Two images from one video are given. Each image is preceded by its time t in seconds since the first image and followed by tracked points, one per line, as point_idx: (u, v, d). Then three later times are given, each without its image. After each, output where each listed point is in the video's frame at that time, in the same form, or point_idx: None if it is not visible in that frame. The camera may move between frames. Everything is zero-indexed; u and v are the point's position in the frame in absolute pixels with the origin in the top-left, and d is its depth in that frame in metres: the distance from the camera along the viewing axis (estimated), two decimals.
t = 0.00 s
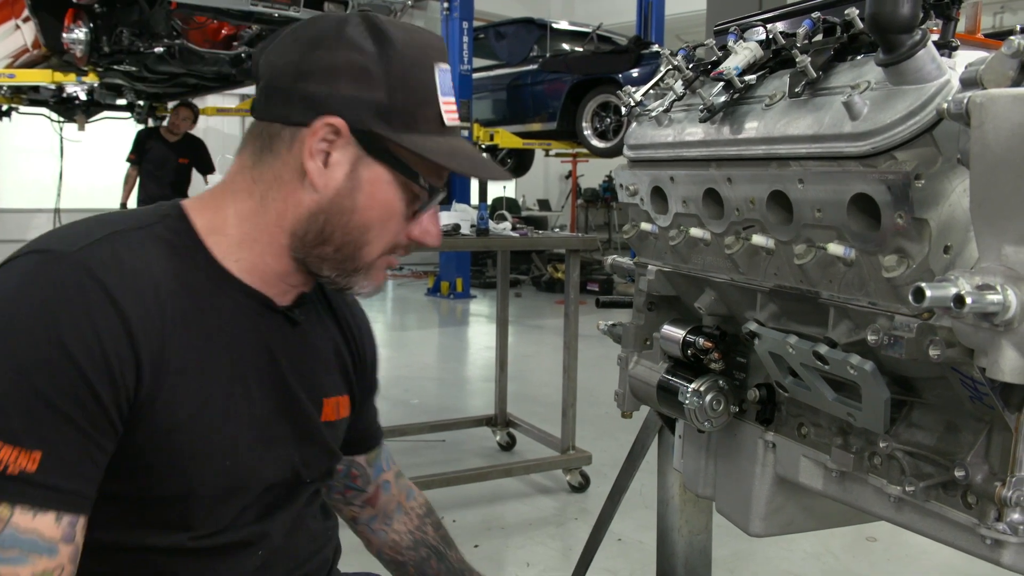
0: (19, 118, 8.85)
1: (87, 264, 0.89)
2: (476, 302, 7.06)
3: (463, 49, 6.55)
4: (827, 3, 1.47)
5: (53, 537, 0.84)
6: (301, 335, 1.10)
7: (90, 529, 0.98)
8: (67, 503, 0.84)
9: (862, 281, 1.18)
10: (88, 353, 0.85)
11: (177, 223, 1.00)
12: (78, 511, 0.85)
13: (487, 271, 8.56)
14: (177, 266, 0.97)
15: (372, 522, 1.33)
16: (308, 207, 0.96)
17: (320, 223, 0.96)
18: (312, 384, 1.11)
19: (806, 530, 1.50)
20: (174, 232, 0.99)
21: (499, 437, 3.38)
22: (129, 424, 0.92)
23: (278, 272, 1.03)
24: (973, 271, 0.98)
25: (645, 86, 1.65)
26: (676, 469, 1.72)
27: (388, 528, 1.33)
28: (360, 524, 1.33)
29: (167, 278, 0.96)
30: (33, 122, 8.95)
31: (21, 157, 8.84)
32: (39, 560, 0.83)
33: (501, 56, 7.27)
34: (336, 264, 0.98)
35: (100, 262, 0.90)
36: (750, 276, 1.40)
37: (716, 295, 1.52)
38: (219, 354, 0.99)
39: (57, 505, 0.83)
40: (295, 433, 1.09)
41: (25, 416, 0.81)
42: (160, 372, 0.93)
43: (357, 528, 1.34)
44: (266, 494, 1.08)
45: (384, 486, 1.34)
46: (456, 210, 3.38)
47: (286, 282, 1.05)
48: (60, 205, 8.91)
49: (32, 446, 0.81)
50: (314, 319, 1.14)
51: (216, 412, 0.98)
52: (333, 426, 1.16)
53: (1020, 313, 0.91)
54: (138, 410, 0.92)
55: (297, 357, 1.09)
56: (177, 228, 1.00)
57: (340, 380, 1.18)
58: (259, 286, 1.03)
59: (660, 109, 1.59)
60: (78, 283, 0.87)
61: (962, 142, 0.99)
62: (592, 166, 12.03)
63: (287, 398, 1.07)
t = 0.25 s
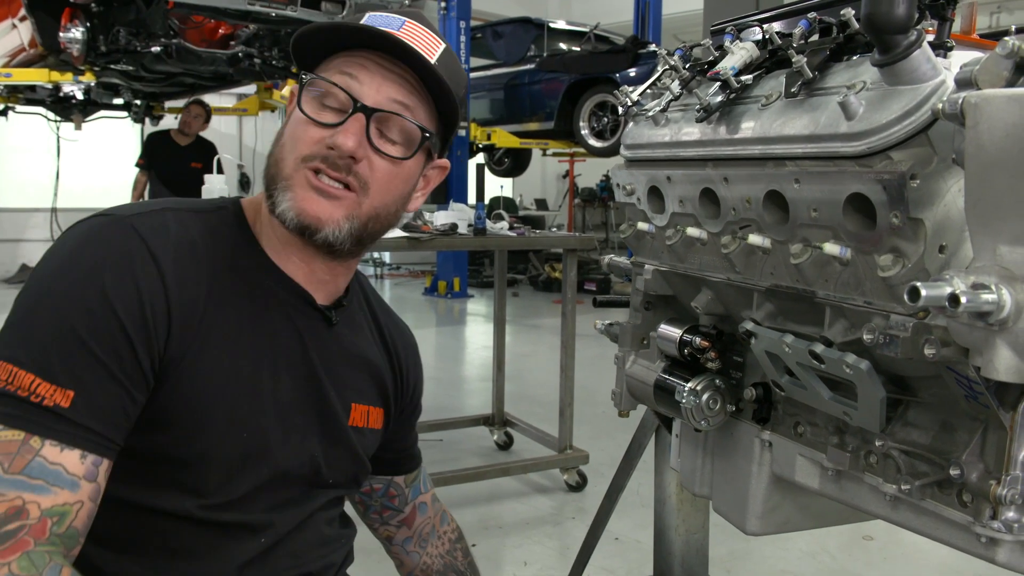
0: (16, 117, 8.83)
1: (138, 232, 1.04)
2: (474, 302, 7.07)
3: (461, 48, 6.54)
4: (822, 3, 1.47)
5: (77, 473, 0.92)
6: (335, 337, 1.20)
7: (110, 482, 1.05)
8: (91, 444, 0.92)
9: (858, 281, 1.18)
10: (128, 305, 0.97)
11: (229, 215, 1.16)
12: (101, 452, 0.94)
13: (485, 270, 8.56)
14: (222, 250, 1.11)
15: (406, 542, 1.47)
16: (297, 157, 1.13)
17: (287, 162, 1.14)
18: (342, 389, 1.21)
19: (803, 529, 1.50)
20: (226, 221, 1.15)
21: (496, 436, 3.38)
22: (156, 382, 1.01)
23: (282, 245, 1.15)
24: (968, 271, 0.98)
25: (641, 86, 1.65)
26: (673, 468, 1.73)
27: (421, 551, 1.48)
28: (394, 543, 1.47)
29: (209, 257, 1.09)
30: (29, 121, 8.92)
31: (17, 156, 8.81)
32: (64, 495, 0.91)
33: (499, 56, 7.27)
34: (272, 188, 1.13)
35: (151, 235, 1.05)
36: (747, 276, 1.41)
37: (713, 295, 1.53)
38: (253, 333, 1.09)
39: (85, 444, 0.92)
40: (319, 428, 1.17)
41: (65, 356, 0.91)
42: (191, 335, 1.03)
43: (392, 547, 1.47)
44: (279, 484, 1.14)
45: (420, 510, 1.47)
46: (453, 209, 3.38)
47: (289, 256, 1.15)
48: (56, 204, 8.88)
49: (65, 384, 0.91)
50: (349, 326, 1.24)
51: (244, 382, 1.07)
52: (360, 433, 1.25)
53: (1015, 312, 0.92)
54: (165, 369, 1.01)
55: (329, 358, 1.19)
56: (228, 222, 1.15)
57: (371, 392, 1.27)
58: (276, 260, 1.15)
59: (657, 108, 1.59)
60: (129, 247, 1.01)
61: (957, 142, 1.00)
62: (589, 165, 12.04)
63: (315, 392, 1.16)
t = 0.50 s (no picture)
0: (14, 116, 8.83)
1: (146, 227, 1.04)
2: (472, 302, 7.07)
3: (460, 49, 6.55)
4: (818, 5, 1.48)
5: (82, 464, 0.93)
6: (344, 341, 1.21)
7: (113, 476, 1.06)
8: (95, 438, 0.93)
9: (855, 282, 1.18)
10: (135, 299, 0.98)
11: (238, 216, 1.17)
12: (106, 446, 0.94)
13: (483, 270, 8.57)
14: (228, 249, 1.11)
15: (408, 544, 1.47)
16: (314, 165, 1.13)
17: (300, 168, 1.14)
18: (347, 390, 1.21)
19: (800, 530, 1.51)
20: (233, 220, 1.15)
21: (494, 436, 3.39)
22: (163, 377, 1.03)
23: (293, 249, 1.16)
24: (964, 272, 0.99)
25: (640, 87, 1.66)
26: (670, 469, 1.73)
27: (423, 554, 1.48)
28: (397, 546, 1.47)
29: (216, 256, 1.09)
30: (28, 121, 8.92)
31: (16, 156, 8.81)
32: (67, 486, 0.92)
33: (498, 56, 7.27)
34: (287, 194, 1.13)
35: (160, 232, 1.05)
36: (744, 277, 1.41)
37: (710, 296, 1.53)
38: (260, 332, 1.10)
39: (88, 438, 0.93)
40: (323, 430, 1.17)
41: (72, 348, 0.92)
42: (199, 331, 1.04)
43: (394, 549, 1.48)
44: (281, 483, 1.14)
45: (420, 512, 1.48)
46: (452, 209, 3.39)
47: (299, 259, 1.16)
48: (55, 204, 8.88)
49: (74, 376, 0.92)
50: (358, 329, 1.25)
51: (248, 380, 1.07)
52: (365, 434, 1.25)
53: (1011, 313, 0.92)
54: (172, 364, 1.02)
55: (337, 359, 1.19)
56: (237, 222, 1.15)
57: (377, 395, 1.27)
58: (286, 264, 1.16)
59: (655, 109, 1.59)
60: (137, 242, 1.02)
61: (954, 144, 1.00)
62: (588, 166, 12.05)
63: (320, 392, 1.16)
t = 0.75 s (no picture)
0: (13, 117, 8.82)
1: (140, 231, 1.04)
2: (471, 302, 7.07)
3: (459, 49, 6.55)
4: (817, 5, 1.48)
5: (76, 473, 0.92)
6: (339, 341, 1.21)
7: (109, 481, 1.06)
8: (89, 446, 0.93)
9: (853, 282, 1.18)
10: (129, 304, 0.98)
11: (231, 216, 1.17)
12: (102, 454, 0.94)
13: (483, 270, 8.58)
14: (222, 251, 1.11)
15: (404, 539, 1.47)
16: (310, 165, 1.13)
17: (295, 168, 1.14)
18: (343, 391, 1.21)
19: (799, 529, 1.51)
20: (226, 222, 1.15)
21: (494, 436, 3.39)
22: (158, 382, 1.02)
23: (288, 250, 1.15)
24: (963, 271, 0.99)
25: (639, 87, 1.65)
26: (669, 468, 1.73)
27: (420, 547, 1.48)
28: (393, 540, 1.47)
29: (210, 258, 1.09)
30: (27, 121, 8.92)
31: (14, 156, 8.80)
32: (62, 495, 0.92)
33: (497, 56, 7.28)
34: (283, 194, 1.13)
35: (154, 236, 1.05)
36: (744, 276, 1.41)
37: (709, 295, 1.53)
38: (254, 334, 1.10)
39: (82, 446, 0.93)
40: (320, 430, 1.17)
41: (65, 353, 0.92)
42: (194, 334, 1.04)
43: (391, 543, 1.48)
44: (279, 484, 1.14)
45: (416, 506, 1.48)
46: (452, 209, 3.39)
47: (294, 259, 1.16)
48: (54, 205, 8.87)
49: (68, 383, 0.91)
50: (353, 329, 1.25)
51: (243, 382, 1.07)
52: (361, 434, 1.25)
53: (1010, 312, 0.92)
54: (167, 368, 1.02)
55: (332, 360, 1.19)
56: (229, 224, 1.15)
57: (373, 395, 1.27)
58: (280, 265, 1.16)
59: (654, 110, 1.59)
60: (131, 247, 1.01)
61: (952, 143, 1.00)
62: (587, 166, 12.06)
63: (317, 393, 1.16)
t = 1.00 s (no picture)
0: (16, 117, 8.83)
1: (127, 238, 1.04)
2: (473, 301, 7.07)
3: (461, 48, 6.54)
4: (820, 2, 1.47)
5: (66, 485, 0.93)
6: (330, 340, 1.20)
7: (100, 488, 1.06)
8: (80, 456, 0.94)
9: (857, 279, 1.18)
10: (117, 313, 0.98)
11: (220, 217, 1.16)
12: (94, 464, 0.95)
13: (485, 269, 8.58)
14: (211, 253, 1.11)
15: (401, 530, 1.47)
16: (293, 162, 1.12)
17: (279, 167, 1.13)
18: (336, 388, 1.21)
19: (803, 527, 1.50)
20: (214, 224, 1.15)
21: (496, 435, 3.39)
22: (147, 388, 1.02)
23: (273, 249, 1.15)
24: (968, 268, 0.98)
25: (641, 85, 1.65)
26: (672, 466, 1.73)
27: (416, 538, 1.47)
28: (390, 531, 1.47)
29: (198, 261, 1.09)
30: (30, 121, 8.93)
31: (16, 157, 8.81)
32: (55, 508, 0.93)
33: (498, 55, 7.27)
34: (267, 193, 1.12)
35: (141, 242, 1.05)
36: (746, 274, 1.41)
37: (712, 293, 1.53)
38: (245, 336, 1.10)
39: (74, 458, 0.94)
40: (316, 429, 1.18)
41: (53, 363, 0.92)
42: (183, 339, 1.04)
43: (387, 535, 1.48)
44: (275, 484, 1.14)
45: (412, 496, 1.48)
46: (454, 208, 3.38)
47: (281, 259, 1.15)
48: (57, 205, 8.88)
49: (57, 395, 0.92)
50: (345, 326, 1.25)
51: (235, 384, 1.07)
52: (355, 431, 1.25)
53: (1015, 310, 0.92)
54: (157, 375, 1.02)
55: (324, 358, 1.19)
56: (217, 225, 1.15)
57: (366, 392, 1.27)
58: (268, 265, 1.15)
59: (656, 107, 1.59)
60: (118, 254, 1.01)
61: (957, 140, 1.00)
62: (589, 164, 12.05)
63: (311, 391, 1.16)
